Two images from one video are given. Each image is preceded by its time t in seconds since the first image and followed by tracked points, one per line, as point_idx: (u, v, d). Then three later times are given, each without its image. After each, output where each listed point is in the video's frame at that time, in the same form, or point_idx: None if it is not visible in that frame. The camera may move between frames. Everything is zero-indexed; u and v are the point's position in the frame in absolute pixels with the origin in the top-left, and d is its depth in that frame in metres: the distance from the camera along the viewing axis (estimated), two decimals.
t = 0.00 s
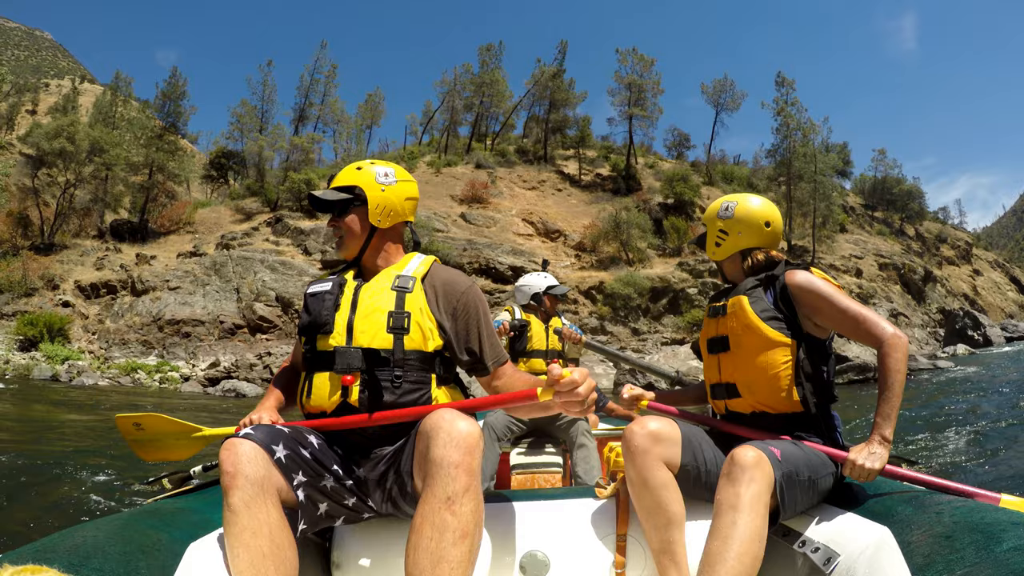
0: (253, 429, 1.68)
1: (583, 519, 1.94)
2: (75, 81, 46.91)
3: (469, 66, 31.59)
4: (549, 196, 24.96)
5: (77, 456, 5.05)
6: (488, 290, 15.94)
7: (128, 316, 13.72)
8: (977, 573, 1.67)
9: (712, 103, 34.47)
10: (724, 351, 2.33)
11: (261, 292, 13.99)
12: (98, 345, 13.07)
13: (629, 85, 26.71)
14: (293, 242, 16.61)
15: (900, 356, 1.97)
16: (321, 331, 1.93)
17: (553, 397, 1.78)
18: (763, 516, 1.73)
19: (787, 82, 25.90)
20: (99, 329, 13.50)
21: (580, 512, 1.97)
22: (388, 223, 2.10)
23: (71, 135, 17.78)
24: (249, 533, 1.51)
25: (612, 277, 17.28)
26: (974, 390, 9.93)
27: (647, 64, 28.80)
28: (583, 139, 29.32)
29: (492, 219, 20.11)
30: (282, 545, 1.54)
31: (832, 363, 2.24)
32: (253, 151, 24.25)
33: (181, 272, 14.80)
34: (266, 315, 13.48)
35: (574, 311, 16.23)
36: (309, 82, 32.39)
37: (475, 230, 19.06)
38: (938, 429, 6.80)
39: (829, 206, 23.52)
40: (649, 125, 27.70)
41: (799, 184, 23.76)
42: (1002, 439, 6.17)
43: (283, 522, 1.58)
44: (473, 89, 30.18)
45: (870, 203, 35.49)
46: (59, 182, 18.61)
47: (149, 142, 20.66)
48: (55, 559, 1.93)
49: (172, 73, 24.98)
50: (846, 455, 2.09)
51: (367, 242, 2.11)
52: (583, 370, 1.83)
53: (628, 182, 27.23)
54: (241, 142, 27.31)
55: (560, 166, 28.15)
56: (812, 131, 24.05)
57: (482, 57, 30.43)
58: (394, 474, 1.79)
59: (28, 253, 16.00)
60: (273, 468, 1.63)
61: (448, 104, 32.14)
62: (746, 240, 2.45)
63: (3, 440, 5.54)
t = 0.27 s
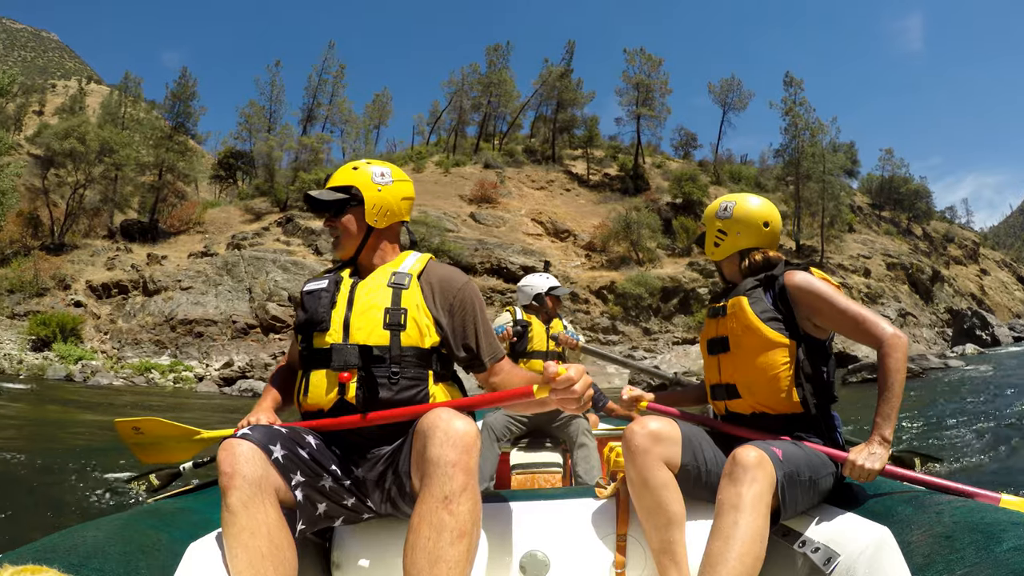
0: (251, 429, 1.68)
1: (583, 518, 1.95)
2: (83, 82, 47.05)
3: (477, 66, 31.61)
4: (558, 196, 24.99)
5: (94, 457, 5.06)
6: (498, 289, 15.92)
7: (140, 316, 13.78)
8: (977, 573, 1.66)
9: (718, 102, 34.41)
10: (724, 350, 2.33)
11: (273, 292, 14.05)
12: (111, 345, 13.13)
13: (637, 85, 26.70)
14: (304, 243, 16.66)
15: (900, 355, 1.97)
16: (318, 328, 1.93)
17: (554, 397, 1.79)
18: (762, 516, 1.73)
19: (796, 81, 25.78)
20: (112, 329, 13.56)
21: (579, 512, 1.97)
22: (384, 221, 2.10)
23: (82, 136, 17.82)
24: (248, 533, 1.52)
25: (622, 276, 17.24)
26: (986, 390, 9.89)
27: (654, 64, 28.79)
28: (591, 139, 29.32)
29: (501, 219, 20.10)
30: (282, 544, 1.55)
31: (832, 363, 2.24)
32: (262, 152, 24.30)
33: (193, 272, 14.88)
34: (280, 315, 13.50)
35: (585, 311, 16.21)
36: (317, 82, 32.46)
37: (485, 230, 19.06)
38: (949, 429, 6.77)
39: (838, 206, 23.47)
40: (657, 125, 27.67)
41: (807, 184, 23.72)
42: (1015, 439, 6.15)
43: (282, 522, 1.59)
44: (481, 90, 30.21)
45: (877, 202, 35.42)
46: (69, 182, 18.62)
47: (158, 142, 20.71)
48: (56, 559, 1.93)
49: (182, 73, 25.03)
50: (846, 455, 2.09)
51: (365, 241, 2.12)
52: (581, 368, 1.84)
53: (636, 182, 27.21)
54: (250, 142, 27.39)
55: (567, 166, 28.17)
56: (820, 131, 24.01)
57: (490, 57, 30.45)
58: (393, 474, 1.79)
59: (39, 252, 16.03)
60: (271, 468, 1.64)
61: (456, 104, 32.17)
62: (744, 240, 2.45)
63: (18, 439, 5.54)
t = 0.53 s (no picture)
0: (250, 430, 1.69)
1: (583, 518, 1.95)
2: (92, 82, 47.17)
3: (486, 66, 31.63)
4: (568, 196, 24.99)
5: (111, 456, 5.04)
6: (509, 288, 15.87)
7: (153, 316, 13.82)
8: (977, 573, 1.66)
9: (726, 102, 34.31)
10: (724, 351, 2.33)
11: (287, 292, 14.14)
12: (124, 345, 13.17)
13: (646, 84, 26.69)
14: (315, 243, 16.69)
15: (899, 356, 1.97)
16: (319, 329, 1.94)
17: (554, 397, 1.79)
18: (763, 516, 1.73)
19: (805, 81, 25.66)
20: (125, 329, 13.59)
21: (579, 511, 1.98)
22: (387, 222, 2.11)
23: (93, 136, 17.85)
24: (248, 533, 1.52)
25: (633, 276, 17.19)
26: (997, 389, 9.85)
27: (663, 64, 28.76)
28: (600, 138, 29.31)
29: (512, 219, 20.09)
30: (281, 544, 1.55)
31: (833, 362, 2.24)
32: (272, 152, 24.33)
33: (205, 272, 14.94)
34: (293, 314, 13.51)
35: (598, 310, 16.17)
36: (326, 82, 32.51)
37: (496, 230, 19.03)
38: (961, 429, 6.72)
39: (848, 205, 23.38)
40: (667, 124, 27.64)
41: (817, 183, 23.63)
42: None
43: (282, 522, 1.59)
44: (490, 90, 30.24)
45: (885, 201, 35.31)
46: (80, 183, 18.65)
47: (169, 143, 20.76)
48: (56, 559, 1.93)
49: (193, 73, 25.05)
50: (847, 456, 2.08)
51: (366, 241, 2.12)
52: (582, 369, 1.84)
53: (646, 182, 27.21)
54: (259, 142, 27.45)
55: (576, 166, 28.18)
56: (829, 130, 23.97)
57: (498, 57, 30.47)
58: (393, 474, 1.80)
59: (50, 252, 16.06)
60: (271, 468, 1.65)
61: (465, 104, 32.18)
62: (744, 240, 2.45)
63: (33, 439, 5.52)
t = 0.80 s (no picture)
0: (251, 429, 1.69)
1: (583, 518, 1.96)
2: (100, 84, 47.38)
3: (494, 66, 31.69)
4: (577, 195, 25.02)
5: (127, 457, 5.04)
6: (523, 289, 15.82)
7: (167, 317, 13.88)
8: (977, 573, 1.66)
9: (735, 101, 34.22)
10: (724, 351, 2.32)
11: (300, 293, 14.25)
12: (138, 346, 13.23)
13: (655, 84, 26.69)
14: (327, 244, 16.75)
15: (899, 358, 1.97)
16: (322, 333, 1.94)
17: (554, 398, 1.79)
18: (761, 515, 1.73)
19: (814, 80, 25.53)
20: (138, 329, 13.64)
21: (579, 511, 1.98)
22: (391, 224, 2.12)
23: (105, 138, 17.92)
24: (248, 533, 1.52)
25: (644, 276, 17.16)
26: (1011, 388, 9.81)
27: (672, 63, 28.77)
28: (609, 138, 29.32)
29: (522, 219, 20.09)
30: (282, 544, 1.55)
31: (831, 362, 2.24)
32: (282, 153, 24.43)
33: (219, 273, 15.04)
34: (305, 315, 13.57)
35: (611, 310, 16.14)
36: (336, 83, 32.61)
37: (506, 230, 19.02)
38: (974, 428, 6.68)
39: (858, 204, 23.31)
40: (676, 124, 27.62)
41: (826, 182, 23.58)
42: None
43: (282, 522, 1.59)
44: (498, 90, 30.29)
45: (894, 201, 35.19)
46: (92, 184, 18.70)
47: (180, 144, 20.82)
48: (56, 559, 1.93)
49: (204, 75, 25.14)
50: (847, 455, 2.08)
51: (368, 243, 2.13)
52: (582, 371, 1.85)
53: (655, 182, 27.21)
54: (269, 144, 27.56)
55: (585, 166, 28.22)
56: (838, 130, 23.94)
57: (507, 58, 30.53)
58: (392, 473, 1.81)
59: (63, 253, 16.11)
60: (272, 468, 1.65)
61: (473, 105, 32.22)
62: (745, 241, 2.44)
63: (49, 439, 5.52)
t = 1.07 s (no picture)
0: (250, 429, 1.69)
1: (583, 518, 1.96)
2: (106, 88, 47.44)
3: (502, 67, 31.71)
4: (587, 195, 25.01)
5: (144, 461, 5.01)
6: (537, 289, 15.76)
7: (181, 319, 13.91)
8: (976, 573, 1.65)
9: (742, 99, 34.08)
10: (724, 351, 2.30)
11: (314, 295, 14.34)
12: (154, 348, 13.27)
13: (663, 83, 26.66)
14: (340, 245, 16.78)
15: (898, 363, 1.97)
16: (325, 335, 1.94)
17: (556, 399, 1.78)
18: (758, 516, 1.72)
19: (823, 78, 25.38)
20: (153, 332, 13.68)
21: (578, 511, 1.97)
22: (400, 224, 2.12)
23: (116, 141, 17.93)
24: (247, 533, 1.52)
25: (656, 276, 17.12)
26: None
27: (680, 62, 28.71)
28: (618, 138, 29.29)
29: (533, 219, 20.05)
30: (281, 545, 1.55)
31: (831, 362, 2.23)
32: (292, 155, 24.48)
33: (233, 275, 15.12)
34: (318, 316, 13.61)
35: (624, 309, 16.09)
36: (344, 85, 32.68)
37: (518, 230, 18.94)
38: (986, 425, 6.63)
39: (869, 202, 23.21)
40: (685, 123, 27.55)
41: (837, 180, 23.49)
42: None
43: (282, 522, 1.59)
44: (507, 91, 30.30)
45: (903, 197, 35.04)
46: (104, 188, 18.72)
47: (191, 148, 20.85)
48: (56, 559, 1.91)
49: (214, 79, 25.18)
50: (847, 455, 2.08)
51: (373, 243, 2.12)
52: (583, 374, 1.84)
53: (665, 181, 27.18)
54: (279, 146, 27.64)
55: (595, 165, 28.24)
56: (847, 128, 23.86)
57: (514, 58, 30.55)
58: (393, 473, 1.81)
59: (76, 257, 16.08)
60: (271, 468, 1.65)
61: (482, 105, 32.22)
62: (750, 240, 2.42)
63: (64, 442, 5.49)
